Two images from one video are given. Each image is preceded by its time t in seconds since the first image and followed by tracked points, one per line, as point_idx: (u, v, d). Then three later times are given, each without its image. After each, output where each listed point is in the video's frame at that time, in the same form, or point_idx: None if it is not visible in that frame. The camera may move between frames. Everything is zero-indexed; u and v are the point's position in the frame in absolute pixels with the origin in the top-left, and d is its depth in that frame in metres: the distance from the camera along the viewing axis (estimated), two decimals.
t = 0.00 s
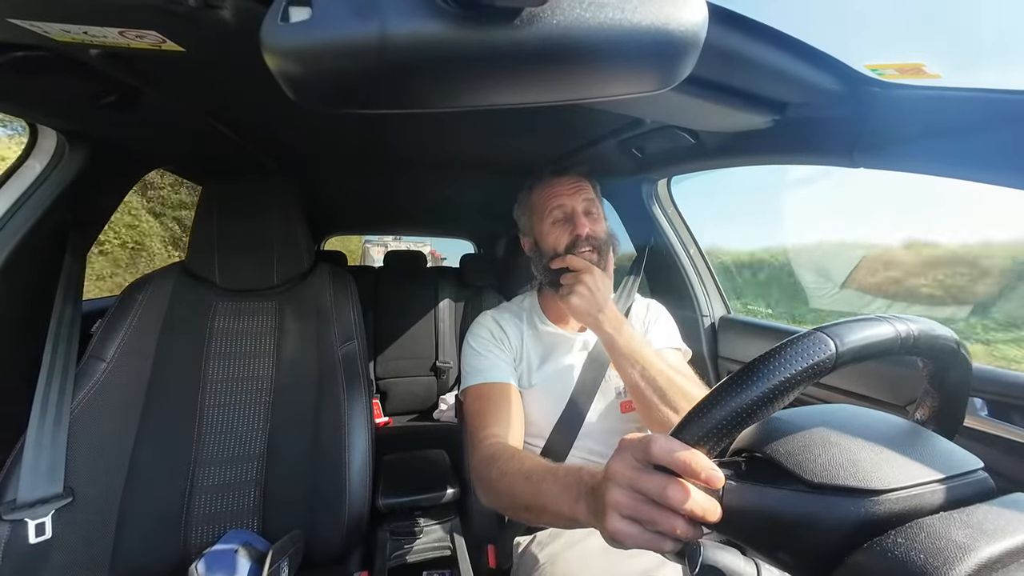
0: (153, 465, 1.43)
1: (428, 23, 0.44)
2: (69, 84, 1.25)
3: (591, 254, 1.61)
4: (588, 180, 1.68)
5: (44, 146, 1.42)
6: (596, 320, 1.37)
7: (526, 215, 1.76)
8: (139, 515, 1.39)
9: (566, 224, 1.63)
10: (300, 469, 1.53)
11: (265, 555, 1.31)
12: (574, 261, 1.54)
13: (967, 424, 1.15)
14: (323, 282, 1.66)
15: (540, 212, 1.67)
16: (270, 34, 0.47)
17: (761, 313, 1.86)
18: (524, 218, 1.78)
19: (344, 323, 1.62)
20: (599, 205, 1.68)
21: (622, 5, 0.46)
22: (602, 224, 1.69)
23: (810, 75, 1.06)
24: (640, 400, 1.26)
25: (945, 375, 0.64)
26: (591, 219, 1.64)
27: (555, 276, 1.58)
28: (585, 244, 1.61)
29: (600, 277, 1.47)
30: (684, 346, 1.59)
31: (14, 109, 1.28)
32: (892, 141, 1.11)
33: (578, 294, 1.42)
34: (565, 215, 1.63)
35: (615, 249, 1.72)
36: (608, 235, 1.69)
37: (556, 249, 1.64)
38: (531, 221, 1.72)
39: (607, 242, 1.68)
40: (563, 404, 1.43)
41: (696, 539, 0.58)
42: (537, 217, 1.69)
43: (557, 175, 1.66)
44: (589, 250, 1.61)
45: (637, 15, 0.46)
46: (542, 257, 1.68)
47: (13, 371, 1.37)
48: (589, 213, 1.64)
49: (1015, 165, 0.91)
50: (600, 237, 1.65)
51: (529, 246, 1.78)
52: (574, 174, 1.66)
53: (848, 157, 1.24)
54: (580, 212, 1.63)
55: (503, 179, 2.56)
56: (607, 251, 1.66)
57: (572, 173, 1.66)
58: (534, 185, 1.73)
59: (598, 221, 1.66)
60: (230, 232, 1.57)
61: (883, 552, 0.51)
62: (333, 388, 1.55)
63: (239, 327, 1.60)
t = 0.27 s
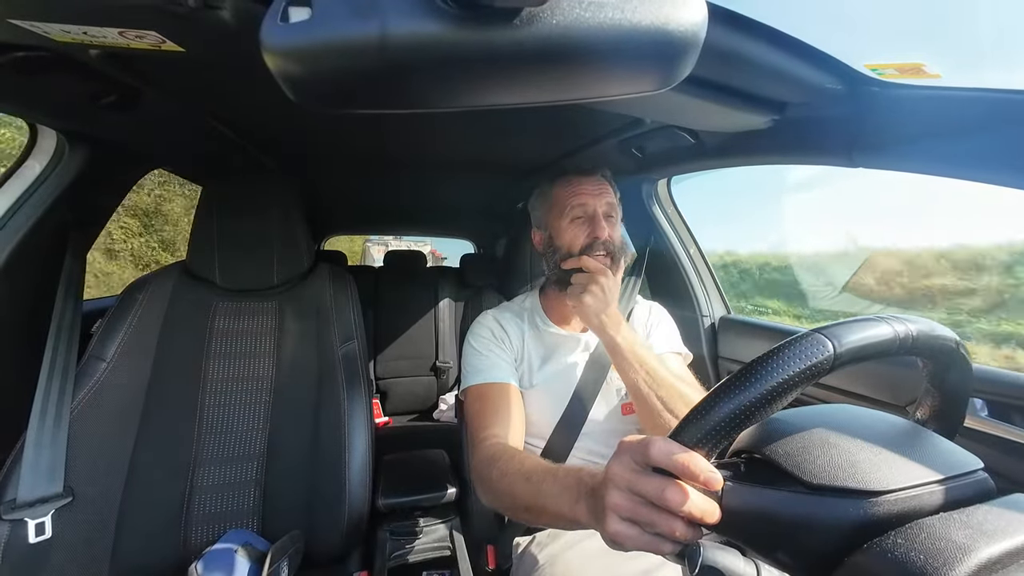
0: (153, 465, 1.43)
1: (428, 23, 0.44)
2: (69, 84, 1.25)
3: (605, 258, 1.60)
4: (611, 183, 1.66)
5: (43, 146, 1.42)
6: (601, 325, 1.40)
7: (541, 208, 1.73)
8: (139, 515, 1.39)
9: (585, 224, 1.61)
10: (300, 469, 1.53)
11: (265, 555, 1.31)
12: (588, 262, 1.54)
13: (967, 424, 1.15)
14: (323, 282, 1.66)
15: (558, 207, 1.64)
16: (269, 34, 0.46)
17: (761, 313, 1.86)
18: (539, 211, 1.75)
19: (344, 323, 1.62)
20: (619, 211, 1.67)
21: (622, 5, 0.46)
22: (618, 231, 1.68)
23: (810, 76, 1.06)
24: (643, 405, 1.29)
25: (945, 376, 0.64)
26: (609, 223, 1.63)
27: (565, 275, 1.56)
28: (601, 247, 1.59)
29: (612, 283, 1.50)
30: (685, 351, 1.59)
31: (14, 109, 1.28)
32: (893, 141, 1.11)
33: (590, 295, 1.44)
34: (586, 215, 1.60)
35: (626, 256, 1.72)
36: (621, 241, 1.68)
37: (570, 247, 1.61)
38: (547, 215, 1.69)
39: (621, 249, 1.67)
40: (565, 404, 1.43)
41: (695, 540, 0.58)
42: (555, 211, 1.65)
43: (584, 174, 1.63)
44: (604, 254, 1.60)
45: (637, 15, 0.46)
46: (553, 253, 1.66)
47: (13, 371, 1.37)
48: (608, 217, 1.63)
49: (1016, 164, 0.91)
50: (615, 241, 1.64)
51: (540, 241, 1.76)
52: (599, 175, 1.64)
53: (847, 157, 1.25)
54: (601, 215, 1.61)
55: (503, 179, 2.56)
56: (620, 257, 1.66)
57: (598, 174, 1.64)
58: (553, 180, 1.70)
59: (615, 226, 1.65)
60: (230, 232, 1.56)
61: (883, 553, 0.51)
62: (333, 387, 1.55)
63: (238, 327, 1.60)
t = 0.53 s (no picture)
0: (153, 466, 1.43)
1: (428, 23, 0.44)
2: (69, 84, 1.25)
3: (611, 262, 1.59)
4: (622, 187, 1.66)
5: (43, 146, 1.42)
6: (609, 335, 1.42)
7: (550, 205, 1.71)
8: (139, 515, 1.39)
9: (595, 225, 1.60)
10: (300, 469, 1.53)
11: (265, 555, 1.31)
12: (595, 267, 1.50)
13: (967, 424, 1.15)
14: (324, 282, 1.66)
15: (569, 207, 1.62)
16: (270, 34, 0.46)
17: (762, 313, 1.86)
18: (546, 208, 1.73)
19: (344, 323, 1.62)
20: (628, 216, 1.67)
21: (622, 5, 0.46)
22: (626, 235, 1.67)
23: (811, 76, 1.06)
24: (649, 412, 1.29)
25: (945, 376, 0.64)
26: (618, 228, 1.63)
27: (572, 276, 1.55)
28: (608, 251, 1.59)
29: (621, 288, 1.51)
30: (687, 354, 1.60)
31: (14, 109, 1.28)
32: (893, 141, 1.11)
33: (604, 298, 1.46)
34: (596, 217, 1.59)
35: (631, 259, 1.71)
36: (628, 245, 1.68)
37: (577, 247, 1.59)
38: (556, 213, 1.66)
39: (627, 253, 1.67)
40: (567, 403, 1.43)
41: (695, 541, 0.58)
42: (564, 210, 1.63)
43: (598, 176, 1.62)
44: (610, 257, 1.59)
45: (638, 15, 0.46)
46: (559, 251, 1.63)
47: (13, 370, 1.37)
48: (617, 222, 1.63)
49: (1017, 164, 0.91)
50: (622, 245, 1.64)
51: (546, 239, 1.75)
52: (612, 179, 1.63)
53: (847, 158, 1.25)
54: (611, 218, 1.60)
55: (503, 179, 2.57)
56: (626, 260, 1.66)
57: (610, 178, 1.63)
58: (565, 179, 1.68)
59: (624, 230, 1.66)
60: (230, 232, 1.56)
61: (884, 553, 0.51)
62: (333, 387, 1.56)
63: (238, 327, 1.60)
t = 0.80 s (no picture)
0: (153, 466, 1.43)
1: (427, 22, 0.44)
2: (68, 84, 1.25)
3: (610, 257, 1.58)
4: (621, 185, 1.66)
5: (43, 146, 1.42)
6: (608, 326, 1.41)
7: (552, 201, 1.71)
8: (139, 515, 1.39)
9: (595, 221, 1.59)
10: (300, 469, 1.53)
11: (265, 555, 1.31)
12: (594, 265, 1.50)
13: (967, 423, 1.15)
14: (323, 281, 1.66)
15: (569, 203, 1.62)
16: (269, 33, 0.46)
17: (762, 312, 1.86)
18: (548, 204, 1.74)
19: (344, 323, 1.62)
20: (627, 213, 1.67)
21: (622, 3, 0.46)
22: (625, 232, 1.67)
23: (810, 74, 1.06)
24: (650, 406, 1.29)
25: (945, 374, 0.64)
26: (618, 224, 1.62)
27: (572, 271, 1.55)
28: (608, 246, 1.58)
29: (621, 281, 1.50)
30: (687, 350, 1.59)
31: (14, 109, 1.28)
32: (893, 139, 1.11)
33: (606, 293, 1.44)
34: (596, 213, 1.59)
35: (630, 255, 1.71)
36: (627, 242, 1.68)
37: (578, 241, 1.59)
38: (558, 208, 1.66)
39: (626, 249, 1.67)
40: (566, 402, 1.43)
41: (696, 539, 0.58)
42: (565, 206, 1.63)
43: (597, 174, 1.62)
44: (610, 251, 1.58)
45: (637, 13, 0.46)
46: (559, 247, 1.63)
47: (13, 370, 1.37)
48: (617, 217, 1.62)
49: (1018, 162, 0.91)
50: (622, 241, 1.63)
51: (546, 236, 1.75)
52: (610, 177, 1.63)
53: (848, 156, 1.25)
54: (611, 214, 1.60)
55: (503, 178, 2.57)
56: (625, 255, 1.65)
57: (609, 176, 1.63)
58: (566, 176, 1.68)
59: (623, 226, 1.65)
60: (230, 232, 1.56)
61: (884, 551, 0.51)
62: (333, 387, 1.56)
63: (238, 327, 1.60)
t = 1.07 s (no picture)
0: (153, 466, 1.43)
1: (428, 23, 0.44)
2: (69, 84, 1.25)
3: (604, 259, 1.60)
4: (609, 183, 1.66)
5: (44, 146, 1.42)
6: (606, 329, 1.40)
7: (542, 208, 1.72)
8: (138, 515, 1.39)
9: (584, 225, 1.60)
10: (300, 469, 1.53)
11: (265, 555, 1.31)
12: (589, 271, 1.49)
13: (967, 424, 1.15)
14: (323, 282, 1.66)
15: (558, 209, 1.64)
16: (270, 34, 0.46)
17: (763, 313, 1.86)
18: (538, 210, 1.75)
19: (344, 323, 1.62)
20: (617, 210, 1.67)
21: (622, 5, 0.46)
22: (617, 230, 1.68)
23: (811, 76, 1.07)
24: (651, 413, 1.30)
25: (945, 376, 0.64)
26: (609, 223, 1.62)
27: (569, 276, 1.56)
28: (600, 248, 1.59)
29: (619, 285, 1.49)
30: (687, 354, 1.59)
31: (15, 109, 1.28)
32: (893, 141, 1.11)
33: (604, 298, 1.43)
34: (584, 215, 1.60)
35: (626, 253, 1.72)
36: (620, 241, 1.69)
37: (570, 246, 1.60)
38: (546, 216, 1.68)
39: (619, 248, 1.67)
40: (567, 404, 1.43)
41: (695, 541, 0.58)
42: (553, 212, 1.65)
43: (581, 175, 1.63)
44: (603, 254, 1.59)
45: (638, 15, 0.46)
46: (553, 253, 1.64)
47: (13, 370, 1.37)
48: (607, 217, 1.62)
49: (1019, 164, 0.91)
50: (614, 241, 1.64)
51: (539, 243, 1.76)
52: (597, 176, 1.63)
53: (848, 158, 1.25)
54: (599, 215, 1.60)
55: (503, 179, 2.57)
56: (619, 255, 1.66)
57: (596, 175, 1.64)
58: (553, 180, 1.70)
59: (614, 226, 1.65)
60: (230, 232, 1.56)
61: (883, 553, 0.51)
62: (333, 387, 1.56)
63: (238, 327, 1.60)
